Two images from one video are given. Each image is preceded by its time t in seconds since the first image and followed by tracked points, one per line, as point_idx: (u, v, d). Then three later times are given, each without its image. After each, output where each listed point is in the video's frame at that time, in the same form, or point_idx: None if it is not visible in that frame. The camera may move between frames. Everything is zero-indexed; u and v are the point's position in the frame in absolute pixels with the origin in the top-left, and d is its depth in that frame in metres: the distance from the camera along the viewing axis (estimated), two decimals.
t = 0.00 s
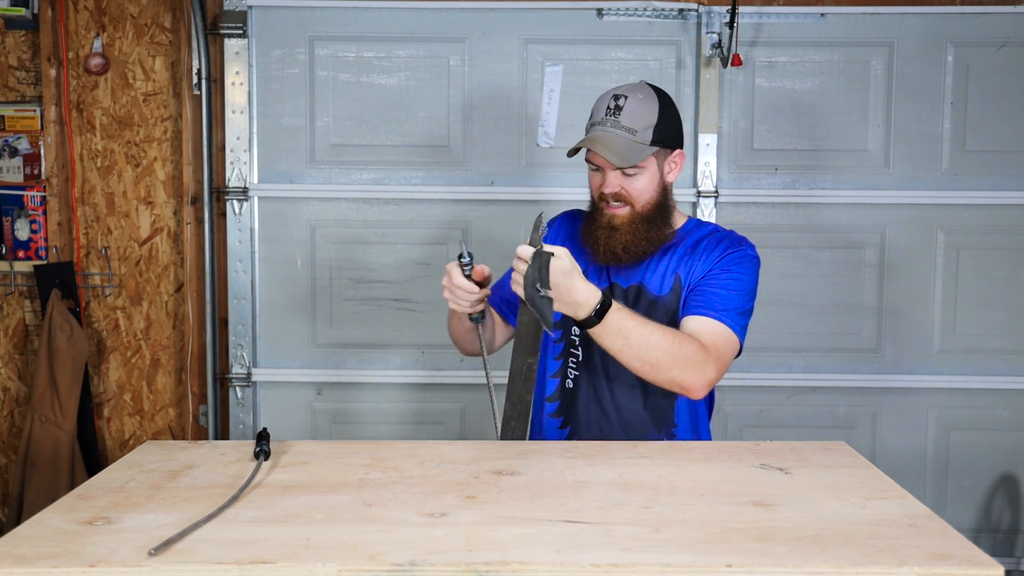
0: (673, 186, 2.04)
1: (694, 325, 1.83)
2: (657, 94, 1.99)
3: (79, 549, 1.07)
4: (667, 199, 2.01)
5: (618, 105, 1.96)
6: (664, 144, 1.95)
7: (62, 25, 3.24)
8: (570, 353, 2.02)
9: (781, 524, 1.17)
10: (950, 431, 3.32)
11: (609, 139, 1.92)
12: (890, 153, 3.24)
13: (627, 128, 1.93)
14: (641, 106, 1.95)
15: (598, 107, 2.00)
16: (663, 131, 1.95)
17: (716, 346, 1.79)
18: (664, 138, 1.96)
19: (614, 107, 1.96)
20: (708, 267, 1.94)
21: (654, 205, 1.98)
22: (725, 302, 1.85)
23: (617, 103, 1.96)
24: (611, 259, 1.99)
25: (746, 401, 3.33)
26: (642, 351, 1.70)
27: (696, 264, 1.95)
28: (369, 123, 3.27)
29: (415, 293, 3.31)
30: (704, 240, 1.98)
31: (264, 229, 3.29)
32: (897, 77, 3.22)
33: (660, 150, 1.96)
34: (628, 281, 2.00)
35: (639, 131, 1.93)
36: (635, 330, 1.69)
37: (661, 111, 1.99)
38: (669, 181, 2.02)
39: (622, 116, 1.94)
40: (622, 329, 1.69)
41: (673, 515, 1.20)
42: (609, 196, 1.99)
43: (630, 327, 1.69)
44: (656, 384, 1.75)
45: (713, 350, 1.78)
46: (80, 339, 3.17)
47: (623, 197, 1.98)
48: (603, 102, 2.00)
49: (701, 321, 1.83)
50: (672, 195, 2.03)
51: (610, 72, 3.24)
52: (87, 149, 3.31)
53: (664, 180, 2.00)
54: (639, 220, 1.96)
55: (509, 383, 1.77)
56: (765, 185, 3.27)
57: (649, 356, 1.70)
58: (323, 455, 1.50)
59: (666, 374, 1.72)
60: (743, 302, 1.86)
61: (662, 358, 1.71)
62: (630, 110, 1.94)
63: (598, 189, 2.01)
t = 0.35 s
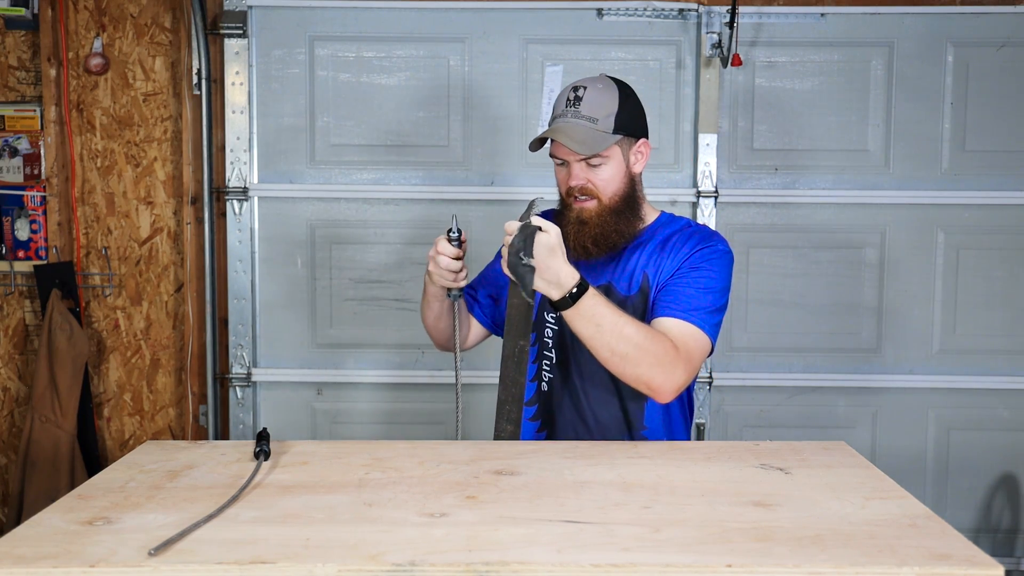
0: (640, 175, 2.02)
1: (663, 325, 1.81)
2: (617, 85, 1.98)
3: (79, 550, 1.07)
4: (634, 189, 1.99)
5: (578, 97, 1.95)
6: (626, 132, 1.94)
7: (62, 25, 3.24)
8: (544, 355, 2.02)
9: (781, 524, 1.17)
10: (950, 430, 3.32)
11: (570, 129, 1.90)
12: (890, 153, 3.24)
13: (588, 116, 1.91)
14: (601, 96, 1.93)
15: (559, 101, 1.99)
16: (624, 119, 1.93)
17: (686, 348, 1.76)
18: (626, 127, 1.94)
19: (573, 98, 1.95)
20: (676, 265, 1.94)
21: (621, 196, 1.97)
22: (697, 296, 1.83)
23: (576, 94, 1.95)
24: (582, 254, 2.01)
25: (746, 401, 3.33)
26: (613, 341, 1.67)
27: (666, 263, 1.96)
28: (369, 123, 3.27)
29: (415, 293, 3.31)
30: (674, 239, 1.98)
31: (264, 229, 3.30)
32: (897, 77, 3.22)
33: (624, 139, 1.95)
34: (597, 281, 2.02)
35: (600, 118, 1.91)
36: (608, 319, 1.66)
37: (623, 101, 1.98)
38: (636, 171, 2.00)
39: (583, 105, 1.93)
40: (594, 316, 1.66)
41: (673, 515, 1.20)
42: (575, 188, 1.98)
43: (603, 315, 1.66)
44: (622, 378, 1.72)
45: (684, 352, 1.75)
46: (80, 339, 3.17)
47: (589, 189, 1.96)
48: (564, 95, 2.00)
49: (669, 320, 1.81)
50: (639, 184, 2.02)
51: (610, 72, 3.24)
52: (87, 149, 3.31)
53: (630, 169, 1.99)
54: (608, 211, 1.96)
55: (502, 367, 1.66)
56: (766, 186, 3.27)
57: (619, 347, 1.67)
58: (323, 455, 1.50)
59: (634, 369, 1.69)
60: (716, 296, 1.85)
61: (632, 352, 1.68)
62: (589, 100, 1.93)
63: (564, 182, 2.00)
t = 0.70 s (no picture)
0: (631, 172, 2.02)
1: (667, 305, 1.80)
2: (603, 84, 1.96)
3: (79, 549, 1.07)
4: (625, 187, 2.00)
5: (564, 98, 1.94)
6: (614, 131, 1.92)
7: (62, 25, 3.24)
8: (543, 358, 2.03)
9: (781, 524, 1.18)
10: (950, 430, 3.32)
11: (558, 131, 1.90)
12: (890, 153, 3.24)
13: (575, 117, 1.91)
14: (588, 96, 1.92)
15: (546, 103, 1.98)
16: (612, 117, 1.92)
17: (694, 322, 1.75)
18: (615, 125, 1.93)
19: (561, 98, 1.94)
20: (668, 252, 1.96)
21: (612, 195, 1.98)
22: (691, 275, 1.84)
23: (563, 96, 1.94)
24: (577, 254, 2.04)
25: (746, 401, 3.34)
26: (621, 312, 1.64)
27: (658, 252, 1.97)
28: (369, 123, 3.28)
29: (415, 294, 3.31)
30: (662, 227, 2.00)
31: (264, 229, 3.30)
32: (897, 77, 3.22)
33: (613, 139, 1.94)
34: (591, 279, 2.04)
35: (588, 119, 1.90)
36: (615, 289, 1.63)
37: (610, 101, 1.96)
38: (626, 168, 1.99)
39: (570, 107, 1.92)
40: (601, 286, 1.63)
41: (673, 515, 1.20)
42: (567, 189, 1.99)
43: (610, 285, 1.63)
44: (631, 353, 1.69)
45: (693, 325, 1.74)
46: (80, 339, 3.17)
47: (580, 190, 1.97)
48: (551, 96, 1.98)
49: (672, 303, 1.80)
50: (631, 181, 2.02)
51: (610, 72, 3.24)
52: (87, 150, 3.31)
53: (620, 168, 1.98)
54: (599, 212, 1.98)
55: (505, 360, 1.67)
56: (766, 186, 3.27)
57: (627, 318, 1.65)
58: (323, 455, 1.50)
59: (643, 342, 1.66)
60: (711, 273, 1.85)
61: (641, 322, 1.65)
62: (576, 101, 1.92)
63: (555, 183, 2.01)
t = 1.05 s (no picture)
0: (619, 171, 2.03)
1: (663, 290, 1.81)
2: (603, 82, 1.97)
3: (80, 550, 1.07)
4: (613, 184, 2.00)
5: (566, 88, 1.92)
6: (613, 127, 1.94)
7: (62, 25, 3.24)
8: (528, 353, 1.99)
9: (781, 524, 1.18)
10: (950, 430, 3.32)
11: (562, 118, 1.88)
12: (890, 153, 3.24)
13: (577, 108, 1.90)
14: (591, 89, 1.92)
15: (545, 90, 1.96)
16: (611, 114, 1.93)
17: (695, 297, 1.76)
18: (613, 121, 1.94)
19: (563, 86, 1.93)
20: (653, 242, 1.98)
21: (603, 189, 1.98)
22: (687, 254, 1.86)
23: (565, 85, 1.93)
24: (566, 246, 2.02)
25: (746, 401, 3.34)
26: (620, 298, 1.65)
27: (643, 242, 1.99)
28: (368, 123, 3.28)
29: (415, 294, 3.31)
30: (642, 220, 2.03)
31: (264, 229, 3.30)
32: (897, 77, 3.22)
33: (610, 134, 1.95)
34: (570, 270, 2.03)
35: (588, 110, 1.90)
36: (611, 274, 1.65)
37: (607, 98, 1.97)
38: (616, 167, 2.01)
39: (572, 96, 1.91)
40: (597, 274, 1.64)
41: (674, 515, 1.20)
42: (558, 179, 1.97)
43: (604, 272, 1.64)
44: (639, 338, 1.69)
45: (694, 300, 1.74)
46: (80, 339, 3.17)
47: (573, 180, 1.96)
48: (549, 86, 1.96)
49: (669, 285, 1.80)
50: (618, 180, 2.03)
51: (611, 72, 3.24)
52: (87, 149, 3.31)
53: (611, 164, 2.00)
54: (590, 203, 1.96)
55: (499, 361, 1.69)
56: (766, 185, 3.27)
57: (627, 303, 1.65)
58: (323, 455, 1.50)
59: (647, 324, 1.67)
60: (703, 252, 1.88)
61: (641, 304, 1.66)
62: (579, 91, 1.91)
63: (546, 173, 1.99)
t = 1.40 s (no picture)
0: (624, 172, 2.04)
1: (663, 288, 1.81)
2: (615, 80, 1.95)
3: (79, 550, 1.07)
4: (618, 185, 2.01)
5: (581, 85, 1.90)
6: (624, 129, 1.94)
7: (62, 25, 3.24)
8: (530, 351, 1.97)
9: (781, 524, 1.18)
10: (950, 430, 3.32)
11: (576, 117, 1.86)
12: (890, 153, 3.24)
13: (591, 108, 1.88)
14: (604, 88, 1.90)
15: (556, 86, 1.92)
16: (622, 116, 1.93)
17: (696, 293, 1.77)
18: (624, 122, 1.94)
19: (577, 84, 1.90)
20: (653, 242, 2.00)
21: (609, 190, 1.98)
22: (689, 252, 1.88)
23: (579, 83, 1.90)
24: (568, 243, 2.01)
25: (746, 401, 3.34)
26: (624, 296, 1.65)
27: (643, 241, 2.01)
28: (369, 124, 3.28)
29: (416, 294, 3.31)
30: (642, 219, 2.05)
31: (264, 229, 3.30)
32: (897, 77, 3.22)
33: (620, 135, 1.95)
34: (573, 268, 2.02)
35: (602, 111, 1.89)
36: (614, 273, 1.65)
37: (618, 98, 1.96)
38: (622, 167, 2.02)
39: (586, 95, 1.89)
40: (601, 273, 1.64)
41: (673, 516, 1.20)
42: (566, 177, 1.96)
43: (608, 271, 1.65)
44: (643, 336, 1.69)
45: (697, 297, 1.75)
46: (80, 339, 3.17)
47: (580, 179, 1.95)
48: (561, 81, 1.93)
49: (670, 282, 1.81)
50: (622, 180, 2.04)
51: (610, 72, 3.24)
52: (87, 149, 3.31)
53: (618, 165, 2.00)
54: (596, 204, 1.96)
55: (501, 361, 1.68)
56: (766, 185, 3.27)
57: (631, 301, 1.66)
58: (323, 455, 1.50)
59: (652, 322, 1.67)
60: (703, 251, 1.90)
61: (646, 302, 1.66)
62: (594, 90, 1.89)
63: (553, 170, 1.97)
